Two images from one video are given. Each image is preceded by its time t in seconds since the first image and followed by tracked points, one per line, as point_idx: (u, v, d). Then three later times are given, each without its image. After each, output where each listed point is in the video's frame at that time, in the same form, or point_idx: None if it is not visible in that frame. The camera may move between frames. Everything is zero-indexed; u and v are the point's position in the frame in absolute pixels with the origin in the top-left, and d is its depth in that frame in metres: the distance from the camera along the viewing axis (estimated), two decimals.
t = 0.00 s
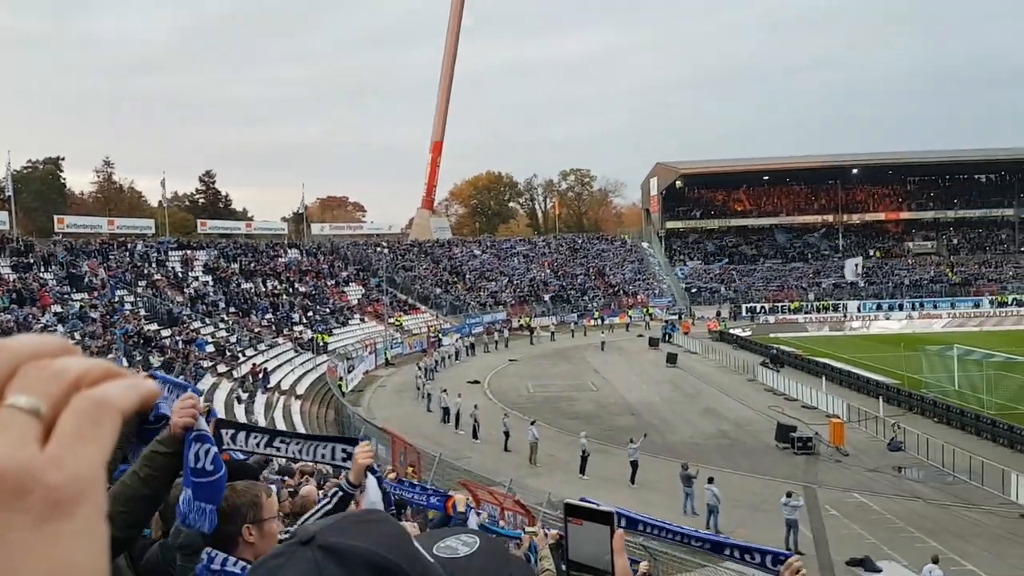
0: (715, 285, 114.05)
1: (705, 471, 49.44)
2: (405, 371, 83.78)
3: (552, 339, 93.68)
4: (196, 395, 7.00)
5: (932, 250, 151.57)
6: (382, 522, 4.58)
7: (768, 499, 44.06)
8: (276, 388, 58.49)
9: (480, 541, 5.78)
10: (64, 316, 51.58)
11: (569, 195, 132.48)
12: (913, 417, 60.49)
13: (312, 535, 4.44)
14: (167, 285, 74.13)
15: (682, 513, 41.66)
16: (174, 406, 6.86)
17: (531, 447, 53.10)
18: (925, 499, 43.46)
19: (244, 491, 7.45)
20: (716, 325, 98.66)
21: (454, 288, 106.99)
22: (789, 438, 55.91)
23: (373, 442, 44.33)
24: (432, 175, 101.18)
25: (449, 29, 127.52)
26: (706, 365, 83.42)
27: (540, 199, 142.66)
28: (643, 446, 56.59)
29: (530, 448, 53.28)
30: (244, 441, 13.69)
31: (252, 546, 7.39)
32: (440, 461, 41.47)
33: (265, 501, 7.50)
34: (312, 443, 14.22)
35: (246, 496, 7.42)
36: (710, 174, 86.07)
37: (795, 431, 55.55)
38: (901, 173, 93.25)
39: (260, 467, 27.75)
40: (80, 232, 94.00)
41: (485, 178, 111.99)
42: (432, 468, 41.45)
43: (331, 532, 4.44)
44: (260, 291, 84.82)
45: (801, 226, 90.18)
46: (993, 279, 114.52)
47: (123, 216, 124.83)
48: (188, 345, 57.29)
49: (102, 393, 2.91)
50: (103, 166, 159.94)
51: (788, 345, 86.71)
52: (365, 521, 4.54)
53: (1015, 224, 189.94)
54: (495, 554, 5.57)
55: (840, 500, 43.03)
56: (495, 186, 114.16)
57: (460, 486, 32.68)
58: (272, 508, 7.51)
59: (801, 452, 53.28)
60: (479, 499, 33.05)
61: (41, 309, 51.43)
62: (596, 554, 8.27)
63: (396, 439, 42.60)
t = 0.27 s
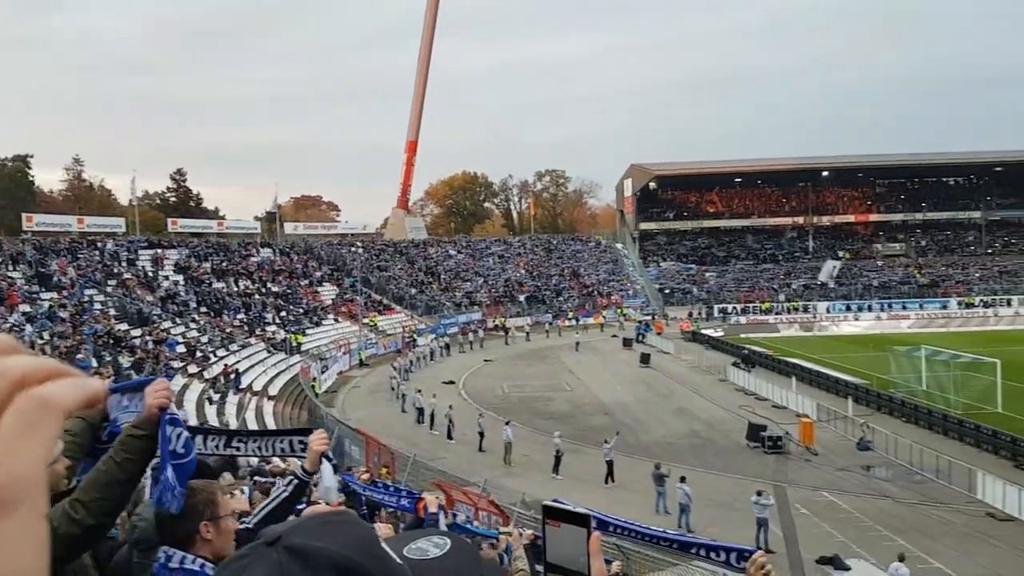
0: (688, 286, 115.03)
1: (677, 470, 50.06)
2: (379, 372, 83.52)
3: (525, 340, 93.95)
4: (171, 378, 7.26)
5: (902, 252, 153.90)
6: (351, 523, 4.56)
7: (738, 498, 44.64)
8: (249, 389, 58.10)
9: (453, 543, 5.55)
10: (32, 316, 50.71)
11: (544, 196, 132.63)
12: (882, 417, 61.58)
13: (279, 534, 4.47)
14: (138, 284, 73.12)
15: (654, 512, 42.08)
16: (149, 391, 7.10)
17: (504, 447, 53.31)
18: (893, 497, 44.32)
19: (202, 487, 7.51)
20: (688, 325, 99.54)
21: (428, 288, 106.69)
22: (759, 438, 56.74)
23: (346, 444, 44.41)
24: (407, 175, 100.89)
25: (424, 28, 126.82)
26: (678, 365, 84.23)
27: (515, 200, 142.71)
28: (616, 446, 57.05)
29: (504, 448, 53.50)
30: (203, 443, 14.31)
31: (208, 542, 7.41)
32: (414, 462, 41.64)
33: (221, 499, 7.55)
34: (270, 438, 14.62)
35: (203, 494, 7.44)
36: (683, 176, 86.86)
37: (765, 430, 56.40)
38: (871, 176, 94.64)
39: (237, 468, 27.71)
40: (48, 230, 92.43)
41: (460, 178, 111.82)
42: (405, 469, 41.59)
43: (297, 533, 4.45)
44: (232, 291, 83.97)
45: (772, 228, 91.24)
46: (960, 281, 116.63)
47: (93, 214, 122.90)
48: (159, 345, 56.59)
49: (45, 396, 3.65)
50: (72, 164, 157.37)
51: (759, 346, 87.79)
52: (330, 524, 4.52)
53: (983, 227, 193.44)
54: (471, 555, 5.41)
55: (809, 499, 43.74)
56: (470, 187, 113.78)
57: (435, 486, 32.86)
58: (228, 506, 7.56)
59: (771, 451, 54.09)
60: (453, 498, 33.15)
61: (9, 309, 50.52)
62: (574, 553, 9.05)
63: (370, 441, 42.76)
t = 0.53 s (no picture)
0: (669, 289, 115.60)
1: (658, 472, 50.29)
2: (360, 374, 83.19)
3: (507, 342, 93.95)
4: (146, 381, 7.02)
5: (880, 255, 155.97)
6: (326, 527, 4.64)
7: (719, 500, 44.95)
8: (229, 391, 57.61)
9: (434, 549, 5.54)
10: (9, 317, 50.05)
11: (526, 198, 132.86)
12: (860, 420, 62.30)
13: (255, 539, 4.54)
14: (116, 286, 72.42)
15: (635, 514, 42.26)
16: (125, 392, 6.91)
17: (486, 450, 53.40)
18: (872, 500, 44.88)
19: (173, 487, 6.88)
20: (670, 328, 100.12)
21: (410, 290, 106.38)
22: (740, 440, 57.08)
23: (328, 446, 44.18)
24: (390, 176, 100.49)
25: (406, 29, 126.43)
26: (659, 368, 84.63)
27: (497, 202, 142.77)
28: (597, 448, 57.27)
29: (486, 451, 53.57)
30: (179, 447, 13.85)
31: (180, 544, 6.76)
32: (396, 465, 41.49)
33: (191, 500, 6.87)
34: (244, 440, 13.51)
35: (174, 494, 6.76)
36: (664, 179, 87.36)
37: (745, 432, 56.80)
38: (849, 180, 95.66)
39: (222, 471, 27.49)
40: (24, 231, 91.30)
41: (442, 180, 111.59)
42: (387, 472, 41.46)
43: (273, 539, 4.52)
44: (212, 293, 83.39)
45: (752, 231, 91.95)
46: (936, 284, 118.28)
47: (70, 214, 121.47)
48: (137, 347, 56.07)
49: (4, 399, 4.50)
50: (51, 164, 155.64)
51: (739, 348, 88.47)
52: (307, 528, 4.60)
53: (958, 231, 196.56)
54: (451, 560, 5.43)
55: (789, 501, 44.15)
56: (452, 189, 113.64)
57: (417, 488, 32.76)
58: (199, 505, 6.87)
59: (751, 453, 54.59)
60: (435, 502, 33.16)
61: None
62: (563, 561, 8.78)
63: (351, 444, 42.61)
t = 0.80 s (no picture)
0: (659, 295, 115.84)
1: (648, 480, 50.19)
2: (350, 382, 82.96)
3: (497, 349, 93.91)
4: (139, 396, 6.12)
5: (869, 263, 156.80)
6: (312, 536, 4.66)
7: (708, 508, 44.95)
8: (217, 399, 57.42)
9: (424, 556, 5.54)
10: None
11: (516, 205, 133.18)
12: (849, 427, 62.41)
13: (242, 548, 4.56)
14: (104, 293, 72.10)
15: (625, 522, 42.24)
16: (112, 413, 6.19)
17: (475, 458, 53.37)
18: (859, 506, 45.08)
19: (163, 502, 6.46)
20: (659, 335, 100.30)
21: (399, 292, 106.14)
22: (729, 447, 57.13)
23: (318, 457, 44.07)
24: (380, 183, 100.44)
25: (396, 37, 126.60)
26: (649, 375, 84.67)
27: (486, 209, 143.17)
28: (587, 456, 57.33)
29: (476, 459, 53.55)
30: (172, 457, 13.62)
31: (168, 553, 6.85)
32: (386, 473, 41.28)
33: (181, 510, 7.18)
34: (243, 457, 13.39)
35: (163, 507, 6.14)
36: (654, 187, 87.77)
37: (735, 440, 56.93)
38: (837, 189, 96.21)
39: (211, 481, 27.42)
40: (11, 238, 90.81)
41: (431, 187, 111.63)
42: (375, 480, 41.33)
43: (260, 547, 4.53)
44: (201, 300, 83.11)
45: (741, 239, 92.30)
46: (924, 293, 118.97)
47: (58, 221, 120.80)
48: (124, 355, 55.75)
49: None
50: (39, 171, 154.85)
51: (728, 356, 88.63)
52: (293, 538, 4.60)
53: (946, 238, 197.80)
54: (440, 565, 5.44)
55: (779, 508, 44.25)
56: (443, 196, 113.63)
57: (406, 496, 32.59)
58: (188, 516, 7.18)
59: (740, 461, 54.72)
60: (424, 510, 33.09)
61: None
62: (560, 568, 8.97)
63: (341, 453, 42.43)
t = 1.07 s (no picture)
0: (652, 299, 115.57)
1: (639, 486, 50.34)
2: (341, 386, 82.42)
3: (491, 354, 93.59)
4: (128, 436, 6.13)
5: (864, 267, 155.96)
6: (304, 541, 4.47)
7: (700, 514, 44.62)
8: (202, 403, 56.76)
9: (419, 562, 5.36)
10: None
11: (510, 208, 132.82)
12: (840, 434, 62.93)
13: (232, 553, 4.35)
14: (95, 298, 71.52)
15: (618, 528, 41.94)
16: (103, 449, 6.12)
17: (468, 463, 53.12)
18: (852, 512, 45.11)
19: (164, 506, 6.64)
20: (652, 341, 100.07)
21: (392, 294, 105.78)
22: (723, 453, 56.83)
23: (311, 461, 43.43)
24: (373, 187, 99.93)
25: (388, 41, 126.22)
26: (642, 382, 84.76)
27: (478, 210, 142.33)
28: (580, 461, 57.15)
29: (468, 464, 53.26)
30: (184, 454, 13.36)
31: (170, 566, 6.47)
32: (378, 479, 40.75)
33: (185, 519, 6.60)
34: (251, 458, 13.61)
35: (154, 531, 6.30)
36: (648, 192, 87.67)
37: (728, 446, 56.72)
38: (828, 195, 96.51)
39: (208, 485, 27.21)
40: None
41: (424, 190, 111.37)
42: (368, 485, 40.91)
43: (250, 552, 4.33)
44: (192, 305, 82.54)
45: (734, 245, 92.36)
46: (916, 298, 119.09)
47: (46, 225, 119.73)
48: (116, 359, 55.24)
49: None
50: (27, 173, 153.48)
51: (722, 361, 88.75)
52: (285, 543, 4.41)
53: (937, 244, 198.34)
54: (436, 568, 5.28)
55: (771, 514, 44.12)
56: (435, 200, 113.16)
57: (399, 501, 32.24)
58: (192, 526, 6.61)
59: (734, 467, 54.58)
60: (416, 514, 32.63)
61: None
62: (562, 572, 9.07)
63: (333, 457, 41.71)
